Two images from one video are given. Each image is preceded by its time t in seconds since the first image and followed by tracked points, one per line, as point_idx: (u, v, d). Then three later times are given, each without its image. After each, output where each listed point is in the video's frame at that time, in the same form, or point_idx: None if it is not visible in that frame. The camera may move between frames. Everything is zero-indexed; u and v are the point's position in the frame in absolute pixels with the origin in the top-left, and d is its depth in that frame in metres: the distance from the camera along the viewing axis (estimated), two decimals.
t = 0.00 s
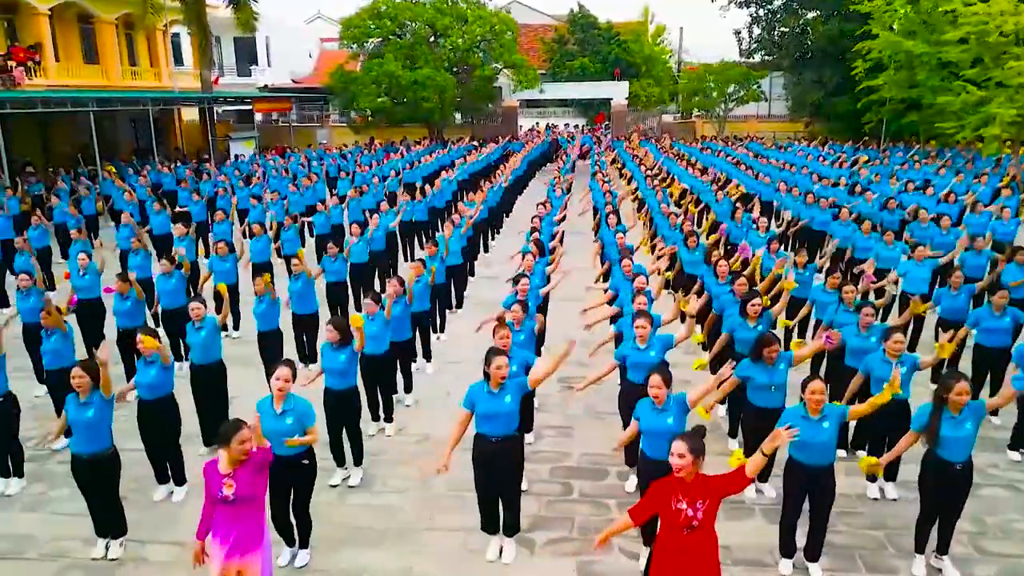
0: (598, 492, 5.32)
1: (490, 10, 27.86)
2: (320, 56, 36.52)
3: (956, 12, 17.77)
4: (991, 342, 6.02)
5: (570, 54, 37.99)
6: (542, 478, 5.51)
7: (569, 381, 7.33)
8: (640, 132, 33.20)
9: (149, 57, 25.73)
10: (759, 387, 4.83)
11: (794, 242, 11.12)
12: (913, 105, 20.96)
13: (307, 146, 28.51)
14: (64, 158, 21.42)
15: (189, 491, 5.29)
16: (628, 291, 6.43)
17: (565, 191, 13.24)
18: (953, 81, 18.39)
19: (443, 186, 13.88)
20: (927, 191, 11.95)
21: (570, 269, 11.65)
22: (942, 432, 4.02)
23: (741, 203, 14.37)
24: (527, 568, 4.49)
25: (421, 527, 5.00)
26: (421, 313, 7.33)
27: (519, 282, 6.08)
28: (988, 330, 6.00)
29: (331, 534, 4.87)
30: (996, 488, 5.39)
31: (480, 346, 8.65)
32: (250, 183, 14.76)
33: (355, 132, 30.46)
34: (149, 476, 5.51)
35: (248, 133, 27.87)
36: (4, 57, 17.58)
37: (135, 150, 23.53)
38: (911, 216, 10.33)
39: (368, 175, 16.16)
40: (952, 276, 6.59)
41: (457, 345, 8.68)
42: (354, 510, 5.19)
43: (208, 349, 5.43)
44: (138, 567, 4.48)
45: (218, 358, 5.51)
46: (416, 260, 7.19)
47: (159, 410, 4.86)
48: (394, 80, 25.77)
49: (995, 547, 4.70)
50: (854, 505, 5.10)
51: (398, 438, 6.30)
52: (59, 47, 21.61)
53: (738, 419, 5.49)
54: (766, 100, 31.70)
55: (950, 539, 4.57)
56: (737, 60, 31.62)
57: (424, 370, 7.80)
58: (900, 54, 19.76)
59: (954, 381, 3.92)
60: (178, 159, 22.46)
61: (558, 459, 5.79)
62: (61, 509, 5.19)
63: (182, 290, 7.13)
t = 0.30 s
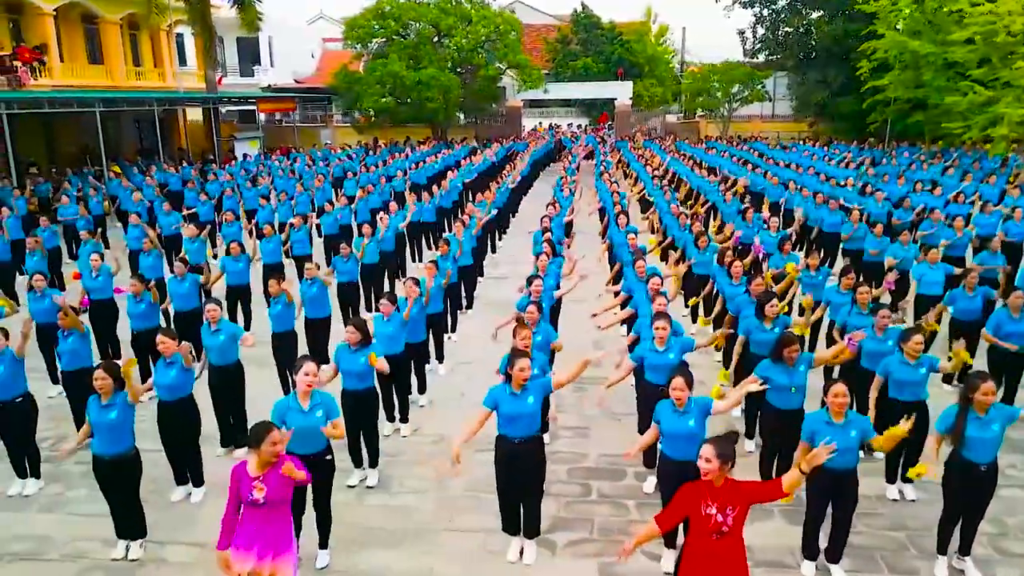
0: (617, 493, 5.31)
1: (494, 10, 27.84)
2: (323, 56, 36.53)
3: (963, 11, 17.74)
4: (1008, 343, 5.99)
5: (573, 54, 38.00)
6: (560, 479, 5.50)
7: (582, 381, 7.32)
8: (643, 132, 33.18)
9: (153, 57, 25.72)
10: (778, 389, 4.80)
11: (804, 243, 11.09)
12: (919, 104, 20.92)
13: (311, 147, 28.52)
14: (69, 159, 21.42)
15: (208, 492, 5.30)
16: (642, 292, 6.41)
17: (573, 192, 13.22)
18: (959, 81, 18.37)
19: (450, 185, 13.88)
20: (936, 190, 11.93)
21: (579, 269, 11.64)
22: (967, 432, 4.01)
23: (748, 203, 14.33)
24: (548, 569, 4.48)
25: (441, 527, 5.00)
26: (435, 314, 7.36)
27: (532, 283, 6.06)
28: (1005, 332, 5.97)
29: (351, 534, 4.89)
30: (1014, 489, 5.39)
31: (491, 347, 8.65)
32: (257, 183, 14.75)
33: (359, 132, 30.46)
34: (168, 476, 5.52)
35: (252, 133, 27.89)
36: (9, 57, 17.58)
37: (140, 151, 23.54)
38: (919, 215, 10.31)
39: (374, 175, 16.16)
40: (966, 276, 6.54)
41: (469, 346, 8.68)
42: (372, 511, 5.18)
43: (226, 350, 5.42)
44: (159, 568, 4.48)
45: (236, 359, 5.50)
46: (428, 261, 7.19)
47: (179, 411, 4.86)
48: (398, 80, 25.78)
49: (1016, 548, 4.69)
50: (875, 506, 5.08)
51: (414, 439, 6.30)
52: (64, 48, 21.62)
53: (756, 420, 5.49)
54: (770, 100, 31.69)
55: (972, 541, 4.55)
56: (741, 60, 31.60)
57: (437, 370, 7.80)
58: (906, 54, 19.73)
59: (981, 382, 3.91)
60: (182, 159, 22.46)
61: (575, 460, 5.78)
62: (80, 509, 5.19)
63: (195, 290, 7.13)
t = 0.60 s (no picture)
0: (623, 493, 5.31)
1: (495, 10, 27.85)
2: (323, 56, 36.54)
3: (965, 11, 17.74)
4: (1016, 343, 5.97)
5: (574, 54, 38.02)
6: (566, 479, 5.51)
7: (587, 381, 7.32)
8: (644, 132, 33.16)
9: (155, 57, 25.73)
10: (787, 391, 4.78)
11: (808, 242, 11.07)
12: (921, 104, 20.91)
13: (312, 147, 28.54)
14: (70, 159, 21.43)
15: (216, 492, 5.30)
16: (648, 292, 6.40)
17: (576, 192, 13.22)
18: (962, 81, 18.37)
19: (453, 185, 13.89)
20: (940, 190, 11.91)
21: (582, 269, 11.65)
22: (983, 434, 4.00)
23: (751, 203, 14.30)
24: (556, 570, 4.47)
25: (447, 527, 5.00)
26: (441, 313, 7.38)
27: (538, 283, 6.04)
28: (1013, 332, 5.95)
29: (359, 534, 4.90)
30: (1021, 489, 5.38)
31: (495, 347, 8.64)
32: (259, 183, 14.75)
33: (360, 132, 30.47)
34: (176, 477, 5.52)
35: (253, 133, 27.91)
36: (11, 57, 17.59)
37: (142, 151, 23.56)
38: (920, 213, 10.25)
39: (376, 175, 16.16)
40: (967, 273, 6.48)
41: (472, 346, 8.68)
42: (378, 511, 5.18)
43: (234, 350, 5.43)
44: (168, 568, 4.49)
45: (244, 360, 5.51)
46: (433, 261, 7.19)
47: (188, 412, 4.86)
48: (400, 80, 25.77)
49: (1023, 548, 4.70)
50: (881, 506, 5.09)
51: (419, 439, 6.31)
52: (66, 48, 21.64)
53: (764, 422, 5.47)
54: (771, 100, 31.69)
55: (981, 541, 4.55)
56: (742, 60, 31.59)
57: (442, 370, 7.82)
58: (908, 54, 19.74)
59: (994, 381, 3.92)
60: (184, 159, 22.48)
61: (581, 460, 5.78)
62: (88, 509, 5.21)
63: (202, 290, 7.14)
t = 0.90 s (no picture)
0: (629, 493, 5.31)
1: (497, 10, 27.86)
2: (324, 56, 36.54)
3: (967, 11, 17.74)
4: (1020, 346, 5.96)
5: (574, 54, 38.05)
6: (572, 479, 5.51)
7: (592, 382, 7.32)
8: (646, 132, 33.18)
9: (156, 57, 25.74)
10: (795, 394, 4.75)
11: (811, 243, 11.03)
12: (923, 104, 20.92)
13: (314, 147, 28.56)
14: (72, 159, 21.43)
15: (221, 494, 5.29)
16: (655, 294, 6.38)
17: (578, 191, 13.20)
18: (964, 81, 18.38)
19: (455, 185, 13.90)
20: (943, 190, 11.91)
21: (584, 269, 11.65)
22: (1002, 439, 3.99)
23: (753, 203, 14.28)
24: (564, 570, 4.47)
25: (454, 527, 5.00)
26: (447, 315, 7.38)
27: (546, 285, 6.01)
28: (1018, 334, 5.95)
29: (366, 535, 4.91)
30: None
31: (499, 347, 8.64)
32: (261, 183, 14.75)
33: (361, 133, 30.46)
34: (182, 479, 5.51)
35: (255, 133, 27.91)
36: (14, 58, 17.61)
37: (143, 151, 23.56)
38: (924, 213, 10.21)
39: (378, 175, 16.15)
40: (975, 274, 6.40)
41: (476, 346, 8.69)
42: (385, 512, 5.18)
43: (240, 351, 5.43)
44: (175, 568, 4.49)
45: (252, 361, 5.51)
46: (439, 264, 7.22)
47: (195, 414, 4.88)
48: (401, 81, 25.77)
49: None
50: (887, 507, 5.09)
51: (425, 439, 6.31)
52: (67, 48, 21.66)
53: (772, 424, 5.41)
54: (772, 101, 31.69)
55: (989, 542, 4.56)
56: (744, 60, 31.58)
57: (446, 370, 7.83)
58: (910, 55, 19.74)
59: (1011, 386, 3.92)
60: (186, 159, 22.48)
61: (586, 460, 5.78)
62: (95, 510, 5.20)
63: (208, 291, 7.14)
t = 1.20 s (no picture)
0: (634, 493, 5.30)
1: (498, 10, 27.87)
2: (325, 56, 36.56)
3: (969, 11, 17.74)
4: None
5: (575, 54, 38.10)
6: (577, 479, 5.50)
7: (595, 381, 7.32)
8: (647, 132, 33.19)
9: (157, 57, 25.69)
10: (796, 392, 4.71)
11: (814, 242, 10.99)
12: (925, 104, 20.94)
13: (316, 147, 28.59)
14: (73, 159, 21.43)
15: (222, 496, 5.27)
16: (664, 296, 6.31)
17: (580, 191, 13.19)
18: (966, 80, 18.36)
19: (457, 184, 13.89)
20: (946, 190, 11.89)
21: (587, 269, 11.66)
22: None
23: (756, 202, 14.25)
24: (571, 569, 4.47)
25: (459, 527, 4.99)
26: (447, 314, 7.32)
27: (551, 283, 5.96)
28: None
29: (371, 534, 4.90)
30: None
31: (502, 347, 8.63)
32: (263, 183, 14.75)
33: (363, 132, 30.48)
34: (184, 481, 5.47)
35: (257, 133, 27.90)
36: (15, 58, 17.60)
37: (145, 151, 23.57)
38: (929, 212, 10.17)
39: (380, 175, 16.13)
40: (982, 273, 6.39)
41: (479, 347, 8.68)
42: (390, 511, 5.18)
43: (245, 350, 5.42)
44: (180, 568, 4.48)
45: (252, 362, 5.48)
46: (438, 261, 7.23)
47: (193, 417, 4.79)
48: (402, 80, 25.77)
49: None
50: (893, 506, 5.08)
51: (429, 439, 6.30)
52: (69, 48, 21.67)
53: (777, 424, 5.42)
54: (774, 100, 31.68)
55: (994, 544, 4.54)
56: (745, 60, 31.56)
57: (449, 370, 7.81)
58: (912, 54, 19.72)
59: None
60: (187, 159, 22.47)
61: (591, 461, 5.77)
62: (98, 510, 5.19)
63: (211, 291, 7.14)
